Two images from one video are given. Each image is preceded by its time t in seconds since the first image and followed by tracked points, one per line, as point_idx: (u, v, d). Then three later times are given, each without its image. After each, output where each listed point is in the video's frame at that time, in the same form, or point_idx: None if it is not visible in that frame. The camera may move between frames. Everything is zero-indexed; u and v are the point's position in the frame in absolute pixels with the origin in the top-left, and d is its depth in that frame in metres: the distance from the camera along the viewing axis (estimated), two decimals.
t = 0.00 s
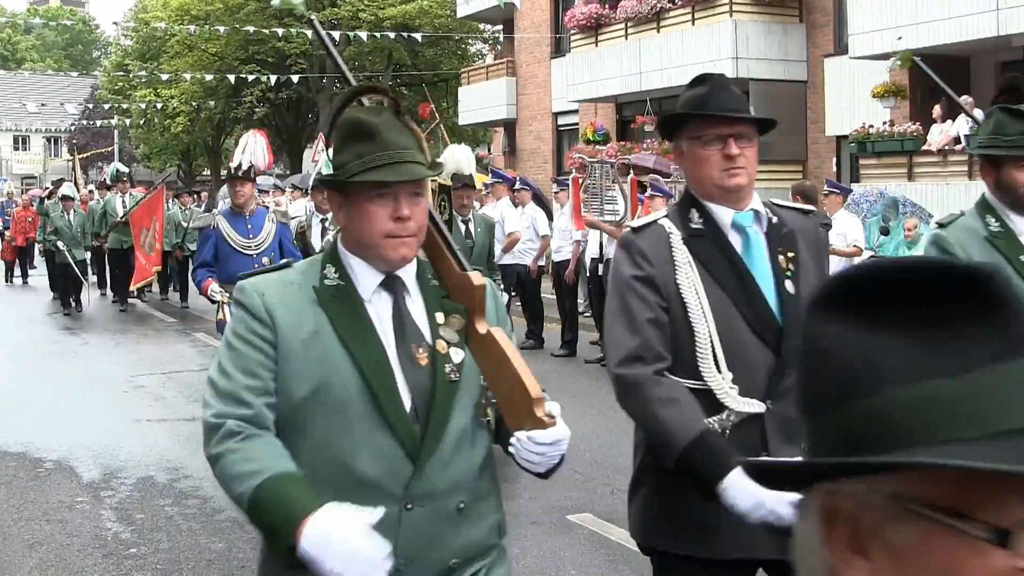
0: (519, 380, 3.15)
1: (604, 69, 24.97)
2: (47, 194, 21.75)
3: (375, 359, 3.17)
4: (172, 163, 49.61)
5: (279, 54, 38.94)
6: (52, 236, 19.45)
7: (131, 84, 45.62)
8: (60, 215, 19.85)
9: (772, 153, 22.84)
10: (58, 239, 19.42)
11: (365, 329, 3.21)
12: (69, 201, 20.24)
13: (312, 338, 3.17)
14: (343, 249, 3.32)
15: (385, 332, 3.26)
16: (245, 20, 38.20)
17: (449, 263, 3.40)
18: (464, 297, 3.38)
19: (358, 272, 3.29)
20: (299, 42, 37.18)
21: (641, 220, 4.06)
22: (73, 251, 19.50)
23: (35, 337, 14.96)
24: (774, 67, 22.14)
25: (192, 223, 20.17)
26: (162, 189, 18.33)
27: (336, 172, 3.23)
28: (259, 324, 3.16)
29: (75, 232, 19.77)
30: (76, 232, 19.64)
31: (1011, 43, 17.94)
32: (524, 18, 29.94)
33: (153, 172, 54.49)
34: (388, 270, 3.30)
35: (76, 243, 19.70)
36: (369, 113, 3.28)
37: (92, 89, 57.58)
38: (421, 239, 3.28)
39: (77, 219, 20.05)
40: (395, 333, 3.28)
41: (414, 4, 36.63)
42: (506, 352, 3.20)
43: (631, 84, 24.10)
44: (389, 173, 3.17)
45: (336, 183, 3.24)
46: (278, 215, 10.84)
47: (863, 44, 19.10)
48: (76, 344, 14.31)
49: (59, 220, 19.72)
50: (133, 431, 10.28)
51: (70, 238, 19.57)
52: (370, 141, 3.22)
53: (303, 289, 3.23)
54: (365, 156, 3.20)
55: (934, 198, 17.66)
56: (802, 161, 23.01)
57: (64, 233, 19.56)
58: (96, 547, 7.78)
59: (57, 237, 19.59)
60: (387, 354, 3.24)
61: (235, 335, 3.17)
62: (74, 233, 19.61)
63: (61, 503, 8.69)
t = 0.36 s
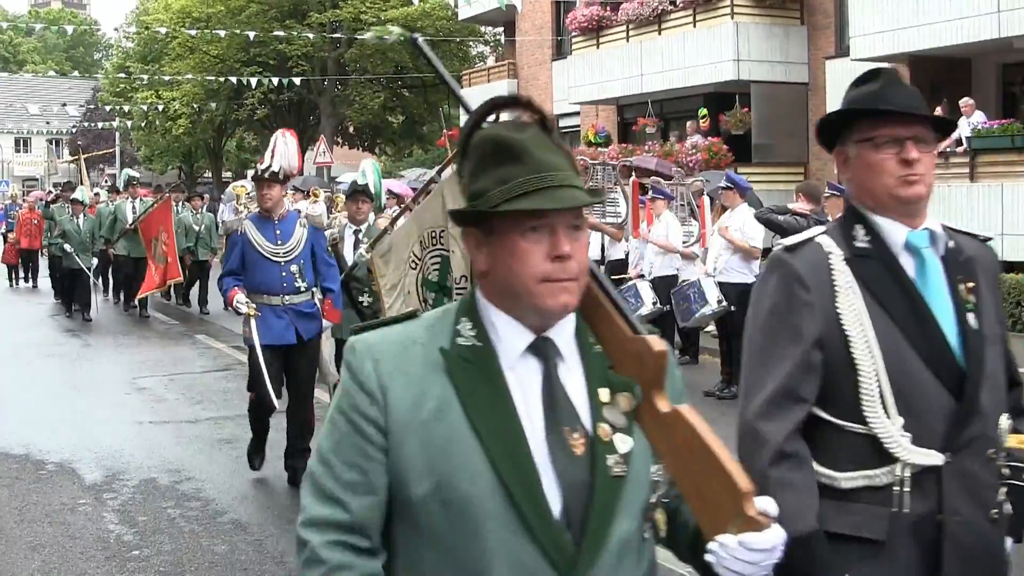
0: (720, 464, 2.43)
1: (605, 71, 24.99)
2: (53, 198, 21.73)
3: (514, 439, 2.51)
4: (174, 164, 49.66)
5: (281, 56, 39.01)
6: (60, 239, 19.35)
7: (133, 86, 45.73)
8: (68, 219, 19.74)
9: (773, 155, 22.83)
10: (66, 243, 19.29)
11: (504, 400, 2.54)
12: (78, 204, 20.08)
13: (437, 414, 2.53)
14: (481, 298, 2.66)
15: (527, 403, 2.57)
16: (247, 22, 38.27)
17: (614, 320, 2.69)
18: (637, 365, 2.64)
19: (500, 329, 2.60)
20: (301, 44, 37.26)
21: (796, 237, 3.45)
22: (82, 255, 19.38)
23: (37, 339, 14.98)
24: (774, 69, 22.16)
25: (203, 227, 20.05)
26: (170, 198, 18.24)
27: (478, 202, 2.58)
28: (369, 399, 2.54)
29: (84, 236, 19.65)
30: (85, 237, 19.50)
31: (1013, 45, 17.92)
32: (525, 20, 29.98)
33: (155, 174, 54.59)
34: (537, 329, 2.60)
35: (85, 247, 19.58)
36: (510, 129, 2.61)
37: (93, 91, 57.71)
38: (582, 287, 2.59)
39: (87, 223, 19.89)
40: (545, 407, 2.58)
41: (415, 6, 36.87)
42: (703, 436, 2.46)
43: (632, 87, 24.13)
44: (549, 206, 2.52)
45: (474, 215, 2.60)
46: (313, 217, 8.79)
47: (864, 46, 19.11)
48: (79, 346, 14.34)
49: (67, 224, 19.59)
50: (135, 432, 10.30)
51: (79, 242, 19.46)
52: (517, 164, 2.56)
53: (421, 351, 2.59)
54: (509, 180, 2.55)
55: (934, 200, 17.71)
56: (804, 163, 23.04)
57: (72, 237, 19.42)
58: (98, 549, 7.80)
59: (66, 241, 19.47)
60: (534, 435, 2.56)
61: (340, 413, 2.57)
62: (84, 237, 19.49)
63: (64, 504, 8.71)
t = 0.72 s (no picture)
0: (953, 542, 2.00)
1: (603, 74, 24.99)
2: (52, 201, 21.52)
3: (666, 505, 1.98)
4: (171, 167, 49.62)
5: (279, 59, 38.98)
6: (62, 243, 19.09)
7: (130, 89, 45.73)
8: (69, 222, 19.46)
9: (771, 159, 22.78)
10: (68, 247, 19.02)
11: (656, 458, 2.00)
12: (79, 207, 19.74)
13: (563, 482, 1.97)
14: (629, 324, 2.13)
15: (690, 466, 2.04)
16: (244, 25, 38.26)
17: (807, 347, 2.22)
18: (838, 404, 2.20)
19: (658, 363, 2.07)
20: (299, 47, 37.24)
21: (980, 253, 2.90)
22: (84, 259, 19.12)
23: (35, 342, 14.94)
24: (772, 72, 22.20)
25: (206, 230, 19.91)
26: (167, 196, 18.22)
27: (641, 193, 2.04)
28: (471, 458, 1.99)
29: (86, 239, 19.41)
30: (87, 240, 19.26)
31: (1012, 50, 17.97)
32: (523, 23, 29.98)
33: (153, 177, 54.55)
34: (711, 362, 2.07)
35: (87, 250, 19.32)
36: (685, 94, 2.06)
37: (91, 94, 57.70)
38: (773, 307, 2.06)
39: (88, 226, 19.64)
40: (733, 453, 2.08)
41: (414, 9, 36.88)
42: (921, 491, 2.04)
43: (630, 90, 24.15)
44: (747, 205, 1.99)
45: (639, 214, 2.06)
46: (335, 226, 8.74)
47: (862, 49, 19.15)
48: (77, 349, 14.31)
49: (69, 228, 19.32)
50: (133, 436, 10.27)
51: (81, 245, 19.21)
52: (699, 146, 2.02)
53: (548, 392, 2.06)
54: (687, 170, 2.00)
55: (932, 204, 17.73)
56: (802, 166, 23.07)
57: (74, 241, 19.17)
58: (95, 553, 7.77)
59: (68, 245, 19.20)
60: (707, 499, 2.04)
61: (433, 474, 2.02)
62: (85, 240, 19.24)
63: (61, 508, 8.68)
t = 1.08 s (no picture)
0: None
1: (599, 76, 25.02)
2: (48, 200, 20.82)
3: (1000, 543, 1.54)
4: (166, 167, 49.60)
5: (275, 59, 39.02)
6: (60, 241, 18.17)
7: (126, 88, 45.75)
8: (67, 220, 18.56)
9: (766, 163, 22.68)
10: (67, 245, 18.09)
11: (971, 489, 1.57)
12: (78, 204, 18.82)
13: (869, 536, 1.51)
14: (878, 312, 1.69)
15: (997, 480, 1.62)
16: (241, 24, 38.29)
17: None
18: None
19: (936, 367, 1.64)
20: (295, 46, 37.29)
21: None
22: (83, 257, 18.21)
23: (31, 341, 14.93)
24: (768, 74, 22.23)
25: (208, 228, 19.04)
26: (173, 193, 18.64)
27: (922, 132, 1.56)
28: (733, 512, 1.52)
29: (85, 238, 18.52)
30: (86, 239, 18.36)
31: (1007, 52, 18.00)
32: (519, 24, 29.97)
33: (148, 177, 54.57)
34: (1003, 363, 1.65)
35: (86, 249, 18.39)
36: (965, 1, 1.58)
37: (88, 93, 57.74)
38: None
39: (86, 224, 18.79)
40: None
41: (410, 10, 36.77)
42: None
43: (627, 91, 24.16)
44: None
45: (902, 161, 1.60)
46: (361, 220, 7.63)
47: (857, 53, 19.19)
48: (71, 348, 14.29)
49: (66, 225, 18.44)
50: (127, 435, 10.27)
51: (79, 243, 18.30)
52: (994, 68, 1.54)
53: (788, 416, 1.61)
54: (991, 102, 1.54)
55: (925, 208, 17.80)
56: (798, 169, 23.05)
57: (72, 239, 18.23)
58: (89, 552, 7.78)
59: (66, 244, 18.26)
60: None
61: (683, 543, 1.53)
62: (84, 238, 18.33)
63: (54, 507, 8.68)
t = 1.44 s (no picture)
0: None
1: (596, 76, 25.02)
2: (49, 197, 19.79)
3: None
4: (163, 166, 49.63)
5: (273, 59, 39.02)
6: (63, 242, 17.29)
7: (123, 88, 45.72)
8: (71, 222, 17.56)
9: (764, 162, 22.63)
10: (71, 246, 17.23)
11: None
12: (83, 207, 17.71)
13: None
14: None
15: None
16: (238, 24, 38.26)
17: None
18: None
19: None
20: (292, 46, 37.33)
21: None
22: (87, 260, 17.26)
23: (28, 341, 14.93)
24: (766, 75, 22.22)
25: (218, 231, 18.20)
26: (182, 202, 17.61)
27: None
28: None
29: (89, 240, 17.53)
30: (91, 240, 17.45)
31: (1005, 53, 17.97)
32: (517, 23, 29.96)
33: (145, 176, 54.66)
34: None
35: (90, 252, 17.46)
36: None
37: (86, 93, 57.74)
38: None
39: (91, 227, 17.70)
40: None
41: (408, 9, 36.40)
42: None
43: (623, 90, 24.15)
44: None
45: None
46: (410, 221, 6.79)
47: (854, 53, 19.19)
48: (68, 348, 14.28)
49: (71, 228, 17.44)
50: (124, 435, 10.26)
51: (84, 244, 17.39)
52: None
53: None
54: None
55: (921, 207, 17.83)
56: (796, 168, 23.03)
57: (76, 240, 17.35)
58: (86, 552, 7.77)
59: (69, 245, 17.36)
60: None
61: None
62: (89, 240, 17.43)
63: (51, 507, 8.68)
